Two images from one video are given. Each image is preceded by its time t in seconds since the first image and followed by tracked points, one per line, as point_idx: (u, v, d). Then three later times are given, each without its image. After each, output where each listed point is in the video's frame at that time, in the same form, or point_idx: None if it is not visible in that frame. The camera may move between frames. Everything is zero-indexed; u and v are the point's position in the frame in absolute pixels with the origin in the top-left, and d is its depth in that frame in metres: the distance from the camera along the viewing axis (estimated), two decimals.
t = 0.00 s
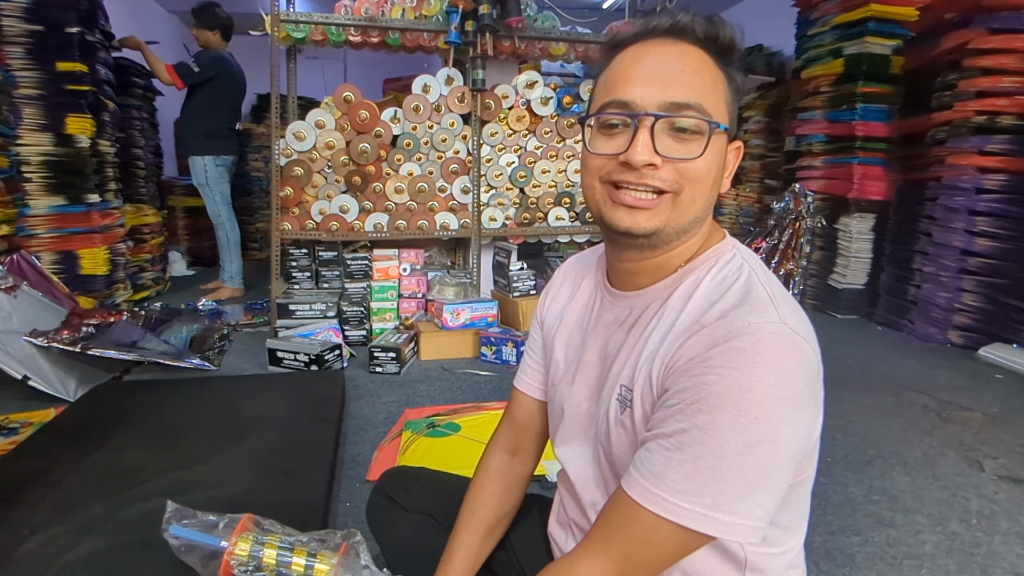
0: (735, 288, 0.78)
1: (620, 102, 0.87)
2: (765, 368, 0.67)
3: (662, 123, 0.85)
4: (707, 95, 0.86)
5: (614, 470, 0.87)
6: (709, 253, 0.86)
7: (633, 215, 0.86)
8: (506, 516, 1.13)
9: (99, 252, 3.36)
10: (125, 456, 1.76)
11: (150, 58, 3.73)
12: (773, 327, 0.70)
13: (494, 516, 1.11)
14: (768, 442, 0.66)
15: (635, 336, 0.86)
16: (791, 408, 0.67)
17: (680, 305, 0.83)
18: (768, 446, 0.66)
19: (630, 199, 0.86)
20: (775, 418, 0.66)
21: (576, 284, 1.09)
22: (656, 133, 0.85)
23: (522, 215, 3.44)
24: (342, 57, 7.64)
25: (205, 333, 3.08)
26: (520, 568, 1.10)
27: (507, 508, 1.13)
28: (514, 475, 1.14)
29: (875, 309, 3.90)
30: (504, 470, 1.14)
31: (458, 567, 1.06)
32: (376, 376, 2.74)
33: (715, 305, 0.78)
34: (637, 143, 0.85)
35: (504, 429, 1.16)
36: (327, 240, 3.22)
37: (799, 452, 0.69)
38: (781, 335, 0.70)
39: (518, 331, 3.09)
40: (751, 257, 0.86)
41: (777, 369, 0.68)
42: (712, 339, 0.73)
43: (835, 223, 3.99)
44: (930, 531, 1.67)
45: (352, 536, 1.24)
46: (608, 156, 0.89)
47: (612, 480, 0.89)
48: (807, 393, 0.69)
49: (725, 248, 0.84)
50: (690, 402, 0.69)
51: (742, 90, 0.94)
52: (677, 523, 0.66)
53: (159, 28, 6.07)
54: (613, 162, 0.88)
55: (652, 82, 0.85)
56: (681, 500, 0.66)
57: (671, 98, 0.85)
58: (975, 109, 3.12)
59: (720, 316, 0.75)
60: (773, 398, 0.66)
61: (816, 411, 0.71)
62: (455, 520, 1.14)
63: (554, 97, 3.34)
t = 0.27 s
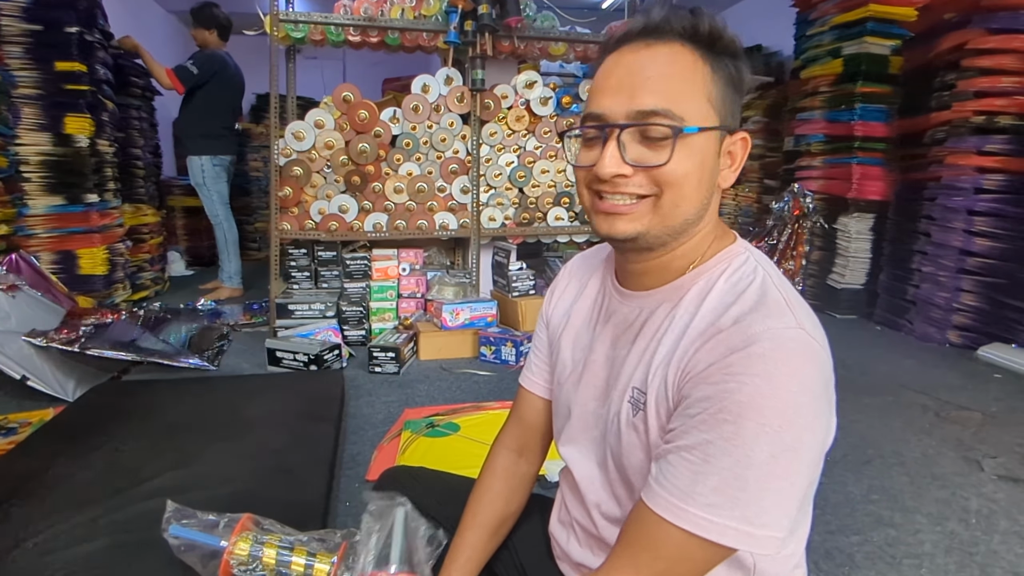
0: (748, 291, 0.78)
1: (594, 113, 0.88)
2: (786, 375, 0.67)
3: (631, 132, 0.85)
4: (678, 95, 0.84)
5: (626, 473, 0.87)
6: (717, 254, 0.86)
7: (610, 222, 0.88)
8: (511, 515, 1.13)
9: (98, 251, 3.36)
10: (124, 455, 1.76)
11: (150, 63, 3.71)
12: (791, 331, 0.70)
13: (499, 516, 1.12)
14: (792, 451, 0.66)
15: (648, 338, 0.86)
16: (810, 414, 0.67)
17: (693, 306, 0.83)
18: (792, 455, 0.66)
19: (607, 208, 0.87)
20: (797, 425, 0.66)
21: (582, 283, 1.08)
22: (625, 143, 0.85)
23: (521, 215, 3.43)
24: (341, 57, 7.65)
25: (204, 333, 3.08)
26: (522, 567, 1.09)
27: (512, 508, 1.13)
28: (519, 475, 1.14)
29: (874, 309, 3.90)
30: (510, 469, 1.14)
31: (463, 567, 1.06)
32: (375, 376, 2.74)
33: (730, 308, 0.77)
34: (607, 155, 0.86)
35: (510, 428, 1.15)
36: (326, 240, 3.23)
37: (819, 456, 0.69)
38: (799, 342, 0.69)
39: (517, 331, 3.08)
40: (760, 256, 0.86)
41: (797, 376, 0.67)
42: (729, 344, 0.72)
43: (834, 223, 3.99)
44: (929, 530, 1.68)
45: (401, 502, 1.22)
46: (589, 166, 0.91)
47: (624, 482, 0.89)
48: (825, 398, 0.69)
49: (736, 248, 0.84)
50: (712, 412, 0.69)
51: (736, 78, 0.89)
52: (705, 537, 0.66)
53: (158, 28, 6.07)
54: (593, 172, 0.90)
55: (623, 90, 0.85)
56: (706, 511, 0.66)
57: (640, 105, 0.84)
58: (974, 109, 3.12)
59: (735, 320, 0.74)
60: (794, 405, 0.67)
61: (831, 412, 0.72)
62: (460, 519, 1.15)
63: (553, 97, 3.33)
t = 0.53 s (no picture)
0: (756, 306, 0.77)
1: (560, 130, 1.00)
2: (800, 399, 0.67)
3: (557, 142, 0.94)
4: (579, 109, 0.91)
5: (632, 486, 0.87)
6: (720, 258, 0.86)
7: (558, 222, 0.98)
8: (517, 512, 1.14)
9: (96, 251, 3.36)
10: (123, 455, 1.76)
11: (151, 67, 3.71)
12: (801, 353, 0.70)
13: (504, 515, 1.12)
14: (808, 476, 0.66)
15: (654, 351, 0.86)
16: (822, 436, 0.68)
17: (699, 318, 0.82)
18: (807, 481, 0.66)
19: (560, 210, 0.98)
20: (812, 449, 0.67)
21: (584, 285, 1.07)
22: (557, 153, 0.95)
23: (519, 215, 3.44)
24: (340, 57, 7.65)
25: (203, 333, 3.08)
26: (521, 567, 1.11)
27: (518, 506, 1.14)
28: (526, 472, 1.15)
29: (872, 309, 3.91)
30: (516, 467, 1.15)
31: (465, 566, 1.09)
32: (373, 376, 2.74)
33: (737, 324, 0.77)
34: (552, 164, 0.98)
35: (517, 426, 1.16)
36: (325, 240, 3.22)
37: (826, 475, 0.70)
38: (811, 365, 0.69)
39: (515, 330, 3.08)
40: (766, 264, 0.86)
41: (809, 400, 0.68)
42: (739, 365, 0.72)
43: (832, 224, 4.00)
44: (926, 529, 1.68)
45: (411, 468, 1.22)
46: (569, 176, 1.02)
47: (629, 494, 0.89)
48: (835, 419, 0.70)
49: (741, 257, 0.84)
50: (729, 440, 0.68)
51: (658, 77, 0.86)
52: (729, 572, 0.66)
53: (156, 28, 6.06)
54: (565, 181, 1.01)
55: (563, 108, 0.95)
56: (722, 538, 0.66)
57: (561, 119, 0.93)
58: (971, 109, 3.13)
59: (744, 339, 0.74)
60: (809, 429, 0.67)
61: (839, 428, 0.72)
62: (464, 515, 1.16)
63: (551, 97, 3.32)
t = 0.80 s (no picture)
0: (755, 308, 0.77)
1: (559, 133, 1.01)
2: (799, 403, 0.67)
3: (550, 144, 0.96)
4: (568, 108, 0.92)
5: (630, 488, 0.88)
6: (718, 261, 0.86)
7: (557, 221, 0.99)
8: (519, 509, 1.15)
9: (93, 252, 3.35)
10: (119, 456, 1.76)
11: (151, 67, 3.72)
12: (800, 357, 0.70)
13: (503, 506, 1.13)
14: (807, 480, 0.67)
15: (651, 353, 0.86)
16: (823, 440, 0.68)
17: (696, 321, 0.82)
18: (807, 484, 0.66)
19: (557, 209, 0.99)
20: (812, 453, 0.67)
21: (582, 286, 1.07)
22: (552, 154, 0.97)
23: (517, 215, 3.43)
24: (338, 57, 7.65)
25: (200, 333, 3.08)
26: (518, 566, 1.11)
27: (519, 503, 1.14)
28: (529, 470, 1.15)
29: (869, 309, 3.92)
30: (518, 463, 1.15)
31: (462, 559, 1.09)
32: (371, 376, 2.74)
33: (736, 326, 0.77)
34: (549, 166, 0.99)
35: (521, 424, 1.16)
36: (322, 240, 3.22)
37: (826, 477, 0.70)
38: (810, 367, 0.69)
39: (512, 331, 3.08)
40: (765, 265, 0.86)
41: (809, 402, 0.68)
42: (738, 368, 0.72)
43: (829, 224, 4.00)
44: (922, 529, 1.69)
45: (407, 481, 1.18)
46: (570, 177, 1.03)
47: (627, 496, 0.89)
48: (834, 421, 0.70)
49: (740, 259, 0.84)
50: (728, 444, 0.68)
51: (639, 75, 0.86)
52: None
53: (153, 27, 6.05)
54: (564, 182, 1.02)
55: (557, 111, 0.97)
56: (721, 542, 0.66)
57: (553, 121, 0.95)
58: (967, 110, 3.14)
59: (743, 342, 0.74)
60: (809, 433, 0.67)
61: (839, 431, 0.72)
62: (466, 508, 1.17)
63: (548, 97, 3.32)
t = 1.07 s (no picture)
0: (750, 310, 0.78)
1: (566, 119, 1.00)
2: (790, 403, 0.68)
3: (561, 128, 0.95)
4: (587, 95, 0.91)
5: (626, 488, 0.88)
6: (719, 263, 0.86)
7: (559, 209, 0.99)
8: (521, 494, 1.16)
9: (92, 252, 3.35)
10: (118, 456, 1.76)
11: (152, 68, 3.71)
12: (794, 358, 0.71)
13: (505, 487, 1.15)
14: (798, 480, 0.67)
15: (647, 353, 0.86)
16: (814, 441, 0.68)
17: (693, 321, 0.83)
18: (798, 485, 0.67)
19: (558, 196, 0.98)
20: (803, 453, 0.67)
21: (583, 286, 1.08)
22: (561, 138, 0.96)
23: (517, 215, 3.44)
24: (338, 57, 7.65)
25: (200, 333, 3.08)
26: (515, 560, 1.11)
27: (520, 490, 1.15)
28: (530, 461, 1.16)
29: (868, 309, 3.92)
30: (521, 451, 1.16)
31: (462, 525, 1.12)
32: (370, 376, 2.74)
33: (731, 327, 0.78)
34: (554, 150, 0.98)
35: (527, 416, 1.18)
36: (321, 240, 3.23)
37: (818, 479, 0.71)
38: (803, 369, 0.70)
39: (512, 331, 3.07)
40: (762, 267, 0.86)
41: (801, 403, 0.68)
42: (731, 368, 0.73)
43: (828, 224, 4.01)
44: (921, 528, 1.69)
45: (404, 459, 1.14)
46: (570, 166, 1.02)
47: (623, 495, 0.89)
48: (827, 424, 0.70)
49: (737, 260, 0.85)
50: (719, 443, 0.68)
51: (665, 74, 0.86)
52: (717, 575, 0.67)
53: (153, 27, 6.05)
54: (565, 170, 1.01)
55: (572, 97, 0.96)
56: (711, 541, 0.67)
57: (568, 105, 0.94)
58: (966, 110, 3.14)
59: (737, 343, 0.74)
60: (800, 434, 0.67)
61: (832, 432, 0.73)
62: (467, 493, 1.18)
63: (548, 97, 3.33)
